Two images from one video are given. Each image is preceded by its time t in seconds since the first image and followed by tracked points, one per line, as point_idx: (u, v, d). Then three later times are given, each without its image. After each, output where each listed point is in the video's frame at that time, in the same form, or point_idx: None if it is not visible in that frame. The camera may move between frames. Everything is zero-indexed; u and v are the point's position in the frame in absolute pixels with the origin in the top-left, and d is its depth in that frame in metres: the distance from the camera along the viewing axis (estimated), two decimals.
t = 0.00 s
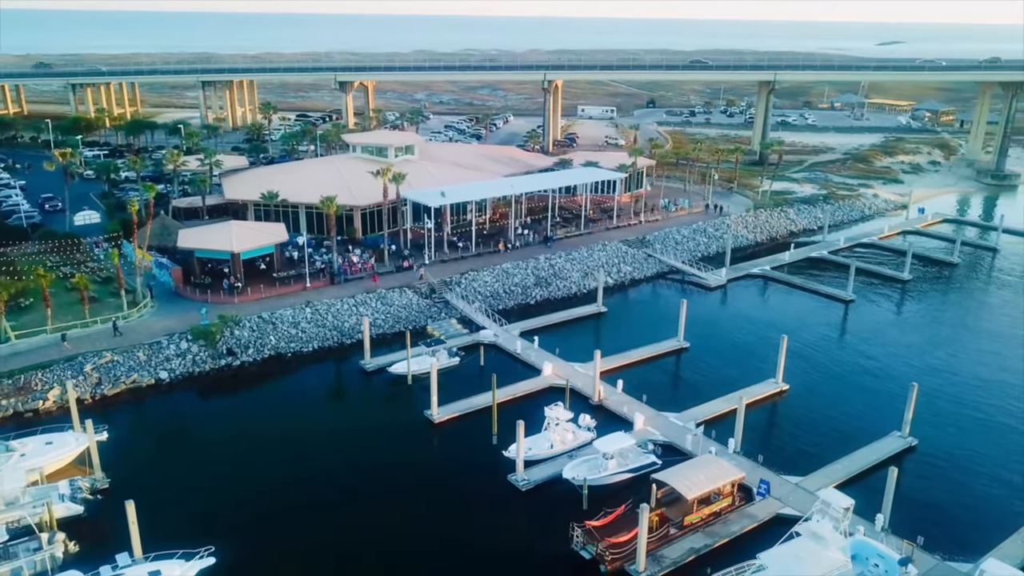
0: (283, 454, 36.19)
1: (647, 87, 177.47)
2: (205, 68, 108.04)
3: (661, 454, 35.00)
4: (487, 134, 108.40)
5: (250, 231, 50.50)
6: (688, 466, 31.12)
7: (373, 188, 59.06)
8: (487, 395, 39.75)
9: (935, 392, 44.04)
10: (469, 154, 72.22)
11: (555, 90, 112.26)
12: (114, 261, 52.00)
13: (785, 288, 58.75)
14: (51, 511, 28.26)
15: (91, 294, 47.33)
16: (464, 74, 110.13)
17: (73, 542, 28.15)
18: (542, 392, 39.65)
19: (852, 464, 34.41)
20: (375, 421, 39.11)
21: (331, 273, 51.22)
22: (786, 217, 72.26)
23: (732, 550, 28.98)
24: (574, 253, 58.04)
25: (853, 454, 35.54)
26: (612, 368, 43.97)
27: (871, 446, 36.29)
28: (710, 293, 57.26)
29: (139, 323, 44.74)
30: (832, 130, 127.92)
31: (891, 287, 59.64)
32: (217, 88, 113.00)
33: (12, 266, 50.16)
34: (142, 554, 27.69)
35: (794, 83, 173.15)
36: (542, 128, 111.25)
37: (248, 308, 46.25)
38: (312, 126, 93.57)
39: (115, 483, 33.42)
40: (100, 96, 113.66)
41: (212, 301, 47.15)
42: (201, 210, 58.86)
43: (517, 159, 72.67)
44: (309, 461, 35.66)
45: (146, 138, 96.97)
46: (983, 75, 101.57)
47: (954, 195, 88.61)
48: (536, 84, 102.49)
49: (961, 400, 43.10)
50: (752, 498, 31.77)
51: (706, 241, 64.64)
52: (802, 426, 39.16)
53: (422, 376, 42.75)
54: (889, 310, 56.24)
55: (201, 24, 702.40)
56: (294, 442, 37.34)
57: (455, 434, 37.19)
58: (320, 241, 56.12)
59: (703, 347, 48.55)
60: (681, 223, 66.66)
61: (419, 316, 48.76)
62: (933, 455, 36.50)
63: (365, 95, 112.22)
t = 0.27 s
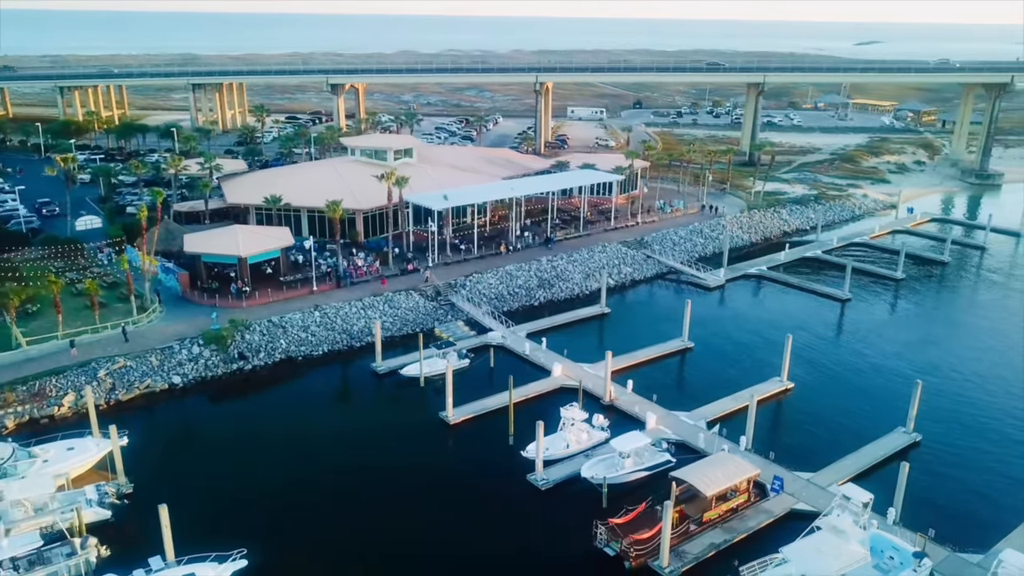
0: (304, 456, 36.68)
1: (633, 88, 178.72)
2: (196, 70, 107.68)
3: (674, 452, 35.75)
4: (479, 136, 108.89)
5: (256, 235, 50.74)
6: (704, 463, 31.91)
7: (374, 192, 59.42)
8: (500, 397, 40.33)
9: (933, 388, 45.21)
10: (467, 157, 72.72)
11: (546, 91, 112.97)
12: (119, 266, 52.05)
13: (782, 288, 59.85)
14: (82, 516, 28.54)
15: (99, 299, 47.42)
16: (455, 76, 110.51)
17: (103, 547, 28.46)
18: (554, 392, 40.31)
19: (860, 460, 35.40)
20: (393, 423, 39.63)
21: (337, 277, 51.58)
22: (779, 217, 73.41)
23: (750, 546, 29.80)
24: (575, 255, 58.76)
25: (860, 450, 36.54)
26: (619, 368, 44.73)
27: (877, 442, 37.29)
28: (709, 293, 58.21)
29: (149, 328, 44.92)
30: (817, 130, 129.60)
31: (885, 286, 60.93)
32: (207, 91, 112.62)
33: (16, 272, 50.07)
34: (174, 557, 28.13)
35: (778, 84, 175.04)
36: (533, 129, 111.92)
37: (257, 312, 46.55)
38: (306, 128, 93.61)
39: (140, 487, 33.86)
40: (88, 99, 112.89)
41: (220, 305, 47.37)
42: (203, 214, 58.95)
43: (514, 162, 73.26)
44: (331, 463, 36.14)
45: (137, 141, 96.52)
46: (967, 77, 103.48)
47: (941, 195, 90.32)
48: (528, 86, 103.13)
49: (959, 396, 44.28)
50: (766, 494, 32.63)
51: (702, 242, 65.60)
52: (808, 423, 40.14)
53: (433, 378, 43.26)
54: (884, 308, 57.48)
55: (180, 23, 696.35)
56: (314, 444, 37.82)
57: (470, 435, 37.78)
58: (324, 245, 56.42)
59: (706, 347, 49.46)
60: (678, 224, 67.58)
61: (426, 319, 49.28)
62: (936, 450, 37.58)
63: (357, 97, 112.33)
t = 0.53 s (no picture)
0: (328, 459, 37.09)
1: (619, 89, 179.88)
2: (186, 73, 107.25)
3: (686, 450, 36.54)
4: (471, 138, 109.36)
5: (262, 240, 50.97)
6: (720, 460, 32.69)
7: (376, 195, 59.77)
8: (512, 398, 40.94)
9: (931, 384, 46.41)
10: (464, 160, 73.20)
11: (537, 93, 113.72)
12: (124, 272, 52.09)
13: (779, 287, 60.95)
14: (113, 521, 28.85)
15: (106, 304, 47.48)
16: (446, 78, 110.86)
17: (134, 552, 28.81)
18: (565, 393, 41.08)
19: (867, 456, 36.42)
20: (414, 424, 40.02)
21: (343, 280, 51.95)
22: (773, 217, 74.51)
23: (768, 541, 30.63)
24: (576, 257, 59.47)
25: (866, 446, 37.59)
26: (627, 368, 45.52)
27: (882, 438, 38.35)
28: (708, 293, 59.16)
29: (158, 333, 45.09)
30: (803, 130, 131.32)
31: (879, 285, 62.24)
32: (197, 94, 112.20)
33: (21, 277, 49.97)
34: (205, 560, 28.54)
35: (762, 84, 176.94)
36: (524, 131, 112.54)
37: (266, 316, 46.86)
38: (299, 131, 93.62)
39: (161, 488, 34.22)
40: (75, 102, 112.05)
41: (229, 309, 47.61)
42: (205, 218, 59.04)
43: (511, 164, 73.87)
44: (348, 465, 36.64)
45: (128, 144, 96.00)
46: (950, 78, 105.43)
47: (927, 194, 92.04)
48: (519, 88, 103.72)
49: (957, 391, 45.51)
50: (779, 490, 33.49)
51: (699, 243, 66.55)
52: (814, 420, 41.14)
53: (443, 380, 43.78)
54: (879, 306, 58.75)
55: (158, 23, 690.13)
56: (337, 447, 38.23)
57: (485, 436, 38.37)
58: (327, 248, 56.73)
59: (709, 346, 50.39)
60: (674, 225, 68.51)
61: (434, 321, 49.82)
62: (939, 444, 38.70)
63: (348, 99, 112.37)
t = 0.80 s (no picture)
0: (354, 461, 37.49)
1: (605, 91, 181.06)
2: (177, 76, 106.88)
3: (697, 448, 37.31)
4: (463, 140, 109.88)
5: (268, 244, 51.24)
6: (734, 458, 33.49)
7: (378, 199, 60.14)
8: (525, 400, 41.53)
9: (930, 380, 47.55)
10: (462, 163, 73.72)
11: (528, 96, 114.38)
12: (130, 277, 52.19)
13: (776, 287, 62.03)
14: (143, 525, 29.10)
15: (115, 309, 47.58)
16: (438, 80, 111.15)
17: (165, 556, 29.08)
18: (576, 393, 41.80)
19: (874, 452, 37.42)
20: (437, 426, 40.40)
21: (349, 283, 52.34)
22: (767, 217, 75.67)
23: (784, 536, 31.43)
24: (577, 258, 60.20)
25: (872, 443, 38.59)
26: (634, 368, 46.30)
27: (887, 434, 39.37)
28: (708, 293, 60.10)
29: (169, 337, 45.28)
30: (790, 131, 132.95)
31: (873, 284, 63.49)
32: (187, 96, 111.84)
33: (26, 282, 49.95)
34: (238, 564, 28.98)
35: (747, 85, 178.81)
36: (516, 133, 113.19)
37: (276, 320, 47.19)
38: (293, 134, 93.63)
39: (180, 489, 34.53)
40: (64, 105, 111.32)
41: (238, 314, 47.88)
42: (207, 222, 59.18)
43: (509, 167, 74.52)
44: (363, 465, 37.14)
45: (120, 147, 95.53)
46: (935, 80, 107.30)
47: (915, 194, 93.70)
48: (511, 90, 104.34)
49: (956, 388, 46.68)
50: (791, 486, 34.35)
51: (696, 243, 67.50)
52: (819, 416, 42.09)
53: (454, 382, 44.33)
54: (875, 305, 59.97)
55: (136, 24, 683.72)
56: (362, 449, 38.61)
57: (500, 437, 38.98)
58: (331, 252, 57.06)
59: (712, 346, 51.32)
60: (671, 226, 69.44)
61: (441, 323, 50.33)
62: (942, 439, 39.77)
63: (339, 102, 112.46)
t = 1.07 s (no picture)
0: (378, 463, 38.03)
1: (591, 91, 182.06)
2: (167, 78, 106.34)
3: (708, 446, 38.08)
4: (455, 142, 110.29)
5: (275, 248, 51.48)
6: (748, 456, 34.31)
7: (380, 202, 60.49)
8: (536, 401, 42.14)
9: (928, 377, 48.71)
10: (460, 166, 74.18)
11: (519, 97, 114.94)
12: (135, 282, 52.20)
13: (773, 287, 63.08)
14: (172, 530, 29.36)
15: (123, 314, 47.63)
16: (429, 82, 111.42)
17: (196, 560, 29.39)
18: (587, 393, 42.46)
19: (880, 448, 38.41)
20: (458, 428, 40.87)
21: (355, 286, 52.70)
22: (760, 217, 76.76)
23: (799, 531, 32.28)
24: (578, 260, 60.89)
25: (877, 439, 39.59)
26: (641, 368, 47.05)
27: (892, 431, 40.38)
28: (707, 293, 61.02)
29: (179, 342, 45.43)
30: (776, 131, 134.48)
31: (867, 283, 64.73)
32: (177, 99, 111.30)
33: (32, 288, 49.84)
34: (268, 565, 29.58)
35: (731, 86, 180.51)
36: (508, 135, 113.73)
37: (286, 324, 47.49)
38: (287, 137, 93.60)
39: (199, 492, 34.86)
40: (52, 108, 110.39)
41: (247, 318, 48.12)
42: (210, 225, 59.25)
43: (505, 169, 75.06)
44: (377, 467, 37.66)
45: (111, 150, 94.94)
46: (920, 81, 109.13)
47: (902, 193, 95.32)
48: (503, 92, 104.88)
49: (954, 384, 47.86)
50: (802, 482, 35.22)
51: (692, 244, 68.42)
52: (824, 413, 43.03)
53: (465, 384, 44.88)
54: (869, 303, 61.20)
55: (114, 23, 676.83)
56: (385, 449, 39.15)
57: (515, 437, 39.57)
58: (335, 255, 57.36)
59: (714, 345, 52.21)
60: (668, 227, 70.33)
61: (448, 326, 50.85)
62: (944, 435, 40.86)
63: (331, 104, 112.41)
